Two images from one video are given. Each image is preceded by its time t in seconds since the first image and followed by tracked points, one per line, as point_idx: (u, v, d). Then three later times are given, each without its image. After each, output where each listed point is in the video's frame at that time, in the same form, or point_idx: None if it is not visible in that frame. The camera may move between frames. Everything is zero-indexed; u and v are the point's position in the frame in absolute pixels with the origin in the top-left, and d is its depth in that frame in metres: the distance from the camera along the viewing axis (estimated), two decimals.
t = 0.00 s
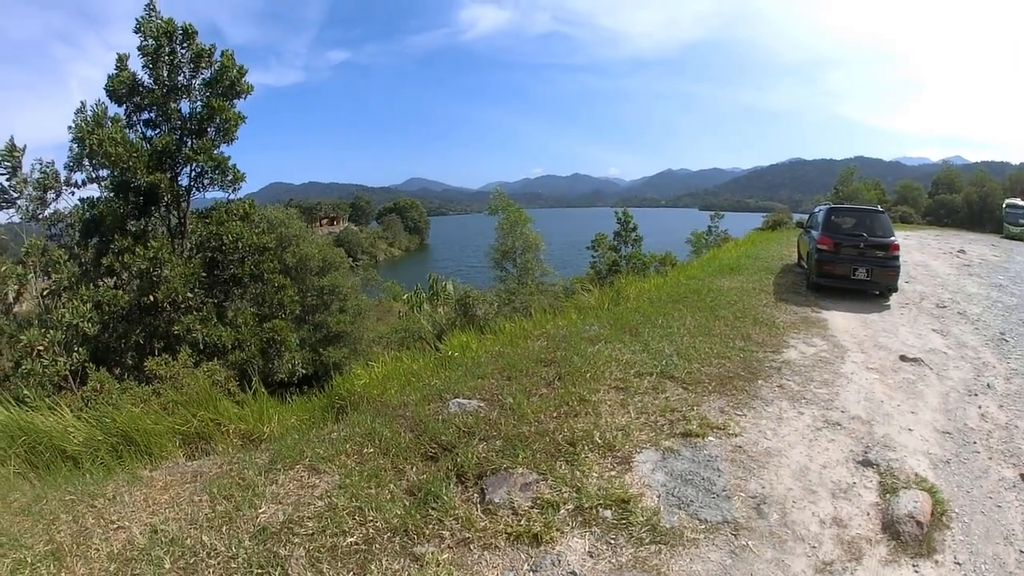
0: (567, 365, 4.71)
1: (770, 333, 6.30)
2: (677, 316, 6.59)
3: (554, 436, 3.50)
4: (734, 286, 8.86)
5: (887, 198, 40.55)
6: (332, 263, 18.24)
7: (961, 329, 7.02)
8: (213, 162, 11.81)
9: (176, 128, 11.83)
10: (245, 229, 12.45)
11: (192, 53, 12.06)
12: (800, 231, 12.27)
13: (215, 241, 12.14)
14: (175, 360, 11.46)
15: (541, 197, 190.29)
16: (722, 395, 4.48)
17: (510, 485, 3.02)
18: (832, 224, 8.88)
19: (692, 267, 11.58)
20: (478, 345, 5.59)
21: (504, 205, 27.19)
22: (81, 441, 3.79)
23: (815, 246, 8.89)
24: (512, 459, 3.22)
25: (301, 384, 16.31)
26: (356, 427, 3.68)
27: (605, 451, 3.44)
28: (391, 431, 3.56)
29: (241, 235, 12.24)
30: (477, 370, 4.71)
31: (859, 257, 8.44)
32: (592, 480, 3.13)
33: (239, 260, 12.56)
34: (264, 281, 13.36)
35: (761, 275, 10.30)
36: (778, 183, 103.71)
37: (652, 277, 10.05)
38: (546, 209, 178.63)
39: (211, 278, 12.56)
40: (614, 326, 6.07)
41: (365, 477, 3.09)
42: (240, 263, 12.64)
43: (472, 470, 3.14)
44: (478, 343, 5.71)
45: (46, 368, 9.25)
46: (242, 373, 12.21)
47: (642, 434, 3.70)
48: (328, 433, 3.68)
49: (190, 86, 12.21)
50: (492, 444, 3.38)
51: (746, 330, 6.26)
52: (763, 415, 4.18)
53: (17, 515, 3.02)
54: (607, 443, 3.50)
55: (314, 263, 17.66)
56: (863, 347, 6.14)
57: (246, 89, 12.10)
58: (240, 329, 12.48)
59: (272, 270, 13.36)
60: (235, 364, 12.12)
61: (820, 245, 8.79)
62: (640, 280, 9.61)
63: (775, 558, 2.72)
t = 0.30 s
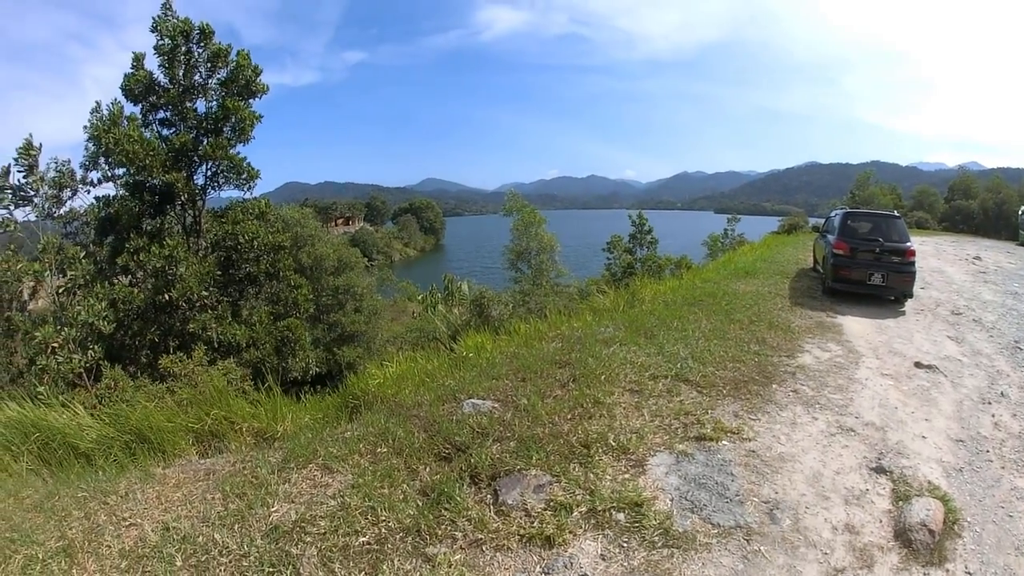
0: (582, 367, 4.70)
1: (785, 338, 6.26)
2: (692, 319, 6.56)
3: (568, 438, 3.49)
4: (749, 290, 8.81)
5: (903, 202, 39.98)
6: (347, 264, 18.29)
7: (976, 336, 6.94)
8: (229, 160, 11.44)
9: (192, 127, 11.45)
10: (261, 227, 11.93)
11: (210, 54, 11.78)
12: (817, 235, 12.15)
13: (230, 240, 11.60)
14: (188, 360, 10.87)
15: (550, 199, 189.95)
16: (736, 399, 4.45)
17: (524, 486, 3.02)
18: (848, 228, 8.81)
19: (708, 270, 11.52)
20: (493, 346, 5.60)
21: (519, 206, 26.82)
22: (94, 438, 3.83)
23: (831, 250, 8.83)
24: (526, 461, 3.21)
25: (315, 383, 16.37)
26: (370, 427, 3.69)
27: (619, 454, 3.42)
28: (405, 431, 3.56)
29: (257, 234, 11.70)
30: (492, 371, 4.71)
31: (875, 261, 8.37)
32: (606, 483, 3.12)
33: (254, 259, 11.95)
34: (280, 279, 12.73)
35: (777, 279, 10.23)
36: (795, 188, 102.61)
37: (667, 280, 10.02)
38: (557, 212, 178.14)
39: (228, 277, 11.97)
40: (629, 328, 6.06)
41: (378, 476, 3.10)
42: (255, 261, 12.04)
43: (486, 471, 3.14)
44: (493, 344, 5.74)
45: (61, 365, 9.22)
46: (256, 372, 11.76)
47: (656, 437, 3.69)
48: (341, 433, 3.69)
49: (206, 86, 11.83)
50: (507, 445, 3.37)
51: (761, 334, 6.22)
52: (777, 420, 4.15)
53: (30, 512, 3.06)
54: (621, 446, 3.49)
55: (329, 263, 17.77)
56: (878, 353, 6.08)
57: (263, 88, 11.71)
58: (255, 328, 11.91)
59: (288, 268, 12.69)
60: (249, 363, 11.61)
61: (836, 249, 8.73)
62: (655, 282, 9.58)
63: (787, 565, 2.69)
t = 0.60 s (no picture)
0: (600, 373, 4.69)
1: (804, 344, 6.20)
2: (711, 325, 6.52)
3: (586, 444, 3.47)
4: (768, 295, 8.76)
5: (922, 206, 39.39)
6: (366, 268, 18.35)
7: (996, 342, 6.82)
8: (247, 165, 11.29)
9: (211, 131, 11.34)
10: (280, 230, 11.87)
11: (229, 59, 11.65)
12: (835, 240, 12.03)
13: (250, 243, 11.53)
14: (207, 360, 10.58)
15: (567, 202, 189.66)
16: (755, 406, 4.41)
17: (541, 492, 3.01)
18: (867, 232, 8.73)
19: (727, 275, 11.44)
20: (512, 351, 5.61)
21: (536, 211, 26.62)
22: (111, 436, 3.87)
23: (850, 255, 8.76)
24: (544, 466, 3.20)
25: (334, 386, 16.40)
26: (388, 430, 3.70)
27: (636, 460, 3.40)
28: (422, 435, 3.56)
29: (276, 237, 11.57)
30: (510, 376, 4.71)
31: (894, 266, 8.28)
32: (623, 490, 3.10)
33: (272, 261, 11.84)
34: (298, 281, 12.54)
35: (795, 285, 10.15)
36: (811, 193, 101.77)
37: (685, 286, 9.96)
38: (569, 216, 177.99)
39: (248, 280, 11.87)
40: (648, 334, 6.03)
41: (395, 480, 3.10)
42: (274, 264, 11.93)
43: (503, 476, 3.13)
44: (512, 349, 5.75)
45: (78, 363, 9.42)
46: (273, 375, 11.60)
47: (674, 444, 3.66)
48: (358, 436, 3.70)
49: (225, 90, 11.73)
50: (524, 450, 3.36)
51: (779, 341, 6.16)
52: (795, 427, 4.11)
53: (44, 506, 3.10)
54: (639, 452, 3.47)
55: (347, 267, 17.89)
56: (896, 359, 6.01)
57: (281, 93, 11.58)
58: (273, 331, 11.67)
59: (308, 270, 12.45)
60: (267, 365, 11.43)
61: (855, 254, 8.65)
62: (673, 288, 9.52)
63: (803, 574, 2.66)
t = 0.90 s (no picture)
0: (620, 376, 4.67)
1: (824, 347, 6.13)
2: (731, 327, 6.47)
3: (605, 448, 3.46)
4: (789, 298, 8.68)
5: (941, 205, 38.75)
6: (386, 271, 18.38)
7: (1017, 344, 6.71)
8: (267, 168, 11.31)
9: (230, 136, 11.40)
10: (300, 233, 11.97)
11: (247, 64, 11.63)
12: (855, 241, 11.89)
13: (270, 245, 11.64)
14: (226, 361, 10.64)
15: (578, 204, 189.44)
16: (775, 410, 4.37)
17: (560, 496, 3.00)
18: (886, 233, 8.64)
19: (746, 278, 11.36)
20: (531, 354, 5.61)
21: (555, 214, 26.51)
22: (130, 435, 3.91)
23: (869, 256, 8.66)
24: (562, 470, 3.19)
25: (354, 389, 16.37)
26: (407, 433, 3.71)
27: (656, 464, 3.38)
28: (441, 438, 3.56)
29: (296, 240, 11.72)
30: (529, 380, 4.70)
31: (914, 267, 8.18)
32: (643, 494, 3.08)
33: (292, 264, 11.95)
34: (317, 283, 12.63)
35: (815, 287, 10.04)
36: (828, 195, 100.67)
37: (705, 288, 9.90)
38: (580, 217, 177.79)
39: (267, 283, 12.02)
40: (669, 338, 5.99)
41: (413, 482, 3.10)
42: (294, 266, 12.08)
43: (522, 479, 3.13)
44: (531, 352, 5.74)
45: (98, 363, 9.36)
46: (292, 377, 11.66)
47: (694, 448, 3.64)
48: (377, 438, 3.71)
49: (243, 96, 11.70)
50: (543, 454, 3.35)
51: (799, 344, 6.10)
52: (815, 431, 4.06)
53: (61, 503, 3.15)
54: (658, 456, 3.45)
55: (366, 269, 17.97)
56: (916, 362, 5.93)
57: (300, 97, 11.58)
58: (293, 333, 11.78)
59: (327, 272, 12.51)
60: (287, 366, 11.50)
61: (874, 255, 8.56)
62: (693, 291, 9.46)
63: None
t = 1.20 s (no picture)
0: (640, 378, 4.66)
1: (844, 349, 6.07)
2: (751, 329, 6.43)
3: (624, 450, 3.44)
4: (809, 299, 8.62)
5: (961, 205, 38.09)
6: (406, 272, 18.41)
7: None
8: (286, 170, 11.35)
9: (250, 138, 11.47)
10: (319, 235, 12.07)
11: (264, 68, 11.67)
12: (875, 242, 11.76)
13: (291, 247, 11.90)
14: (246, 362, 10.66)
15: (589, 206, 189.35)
16: (795, 413, 4.33)
17: (579, 498, 2.99)
18: (906, 234, 8.56)
19: (766, 279, 11.27)
20: (552, 356, 5.61)
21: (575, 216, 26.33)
22: (148, 434, 3.96)
23: (891, 257, 8.58)
24: (581, 472, 3.18)
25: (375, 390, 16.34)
26: (427, 434, 3.72)
27: (675, 467, 3.36)
28: (461, 439, 3.57)
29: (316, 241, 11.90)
30: (550, 381, 4.70)
31: (935, 268, 8.09)
32: (661, 497, 3.06)
33: (313, 265, 12.15)
34: (336, 284, 12.56)
35: (836, 288, 9.96)
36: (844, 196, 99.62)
37: (725, 289, 9.85)
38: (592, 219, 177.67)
39: (287, 283, 12.22)
40: (689, 339, 5.97)
41: (432, 483, 3.10)
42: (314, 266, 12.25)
43: (540, 481, 3.12)
44: (552, 353, 5.74)
45: (117, 364, 9.42)
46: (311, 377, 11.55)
47: (713, 451, 3.61)
48: (396, 438, 3.73)
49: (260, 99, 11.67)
50: (563, 456, 3.34)
51: (820, 346, 6.05)
52: (834, 435, 4.02)
53: (79, 500, 3.18)
54: (678, 459, 3.43)
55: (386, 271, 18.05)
56: (937, 365, 5.85)
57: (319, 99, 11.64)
58: (312, 334, 11.69)
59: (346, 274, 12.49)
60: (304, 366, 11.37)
61: (896, 256, 8.47)
62: (712, 292, 9.41)
63: None
